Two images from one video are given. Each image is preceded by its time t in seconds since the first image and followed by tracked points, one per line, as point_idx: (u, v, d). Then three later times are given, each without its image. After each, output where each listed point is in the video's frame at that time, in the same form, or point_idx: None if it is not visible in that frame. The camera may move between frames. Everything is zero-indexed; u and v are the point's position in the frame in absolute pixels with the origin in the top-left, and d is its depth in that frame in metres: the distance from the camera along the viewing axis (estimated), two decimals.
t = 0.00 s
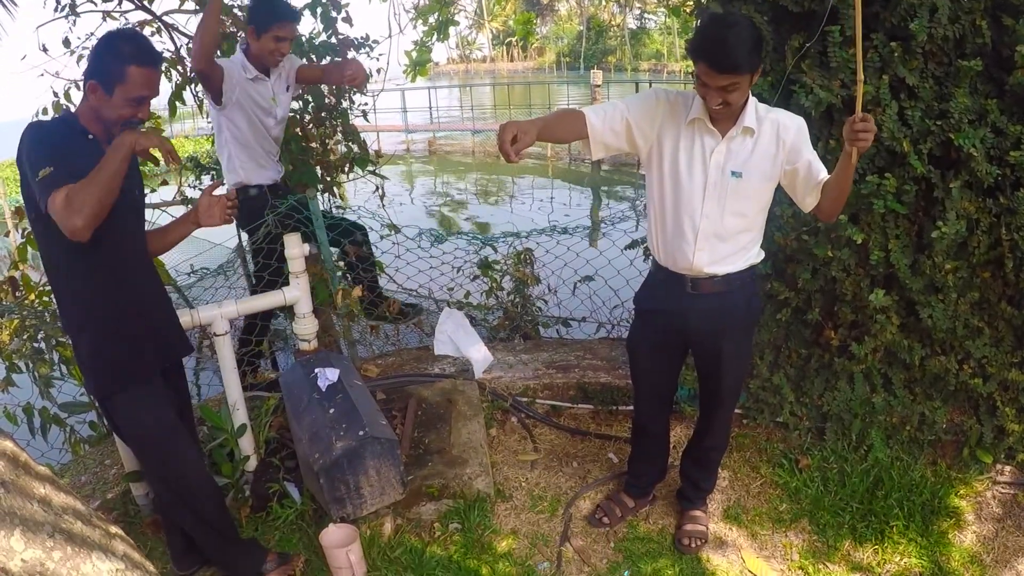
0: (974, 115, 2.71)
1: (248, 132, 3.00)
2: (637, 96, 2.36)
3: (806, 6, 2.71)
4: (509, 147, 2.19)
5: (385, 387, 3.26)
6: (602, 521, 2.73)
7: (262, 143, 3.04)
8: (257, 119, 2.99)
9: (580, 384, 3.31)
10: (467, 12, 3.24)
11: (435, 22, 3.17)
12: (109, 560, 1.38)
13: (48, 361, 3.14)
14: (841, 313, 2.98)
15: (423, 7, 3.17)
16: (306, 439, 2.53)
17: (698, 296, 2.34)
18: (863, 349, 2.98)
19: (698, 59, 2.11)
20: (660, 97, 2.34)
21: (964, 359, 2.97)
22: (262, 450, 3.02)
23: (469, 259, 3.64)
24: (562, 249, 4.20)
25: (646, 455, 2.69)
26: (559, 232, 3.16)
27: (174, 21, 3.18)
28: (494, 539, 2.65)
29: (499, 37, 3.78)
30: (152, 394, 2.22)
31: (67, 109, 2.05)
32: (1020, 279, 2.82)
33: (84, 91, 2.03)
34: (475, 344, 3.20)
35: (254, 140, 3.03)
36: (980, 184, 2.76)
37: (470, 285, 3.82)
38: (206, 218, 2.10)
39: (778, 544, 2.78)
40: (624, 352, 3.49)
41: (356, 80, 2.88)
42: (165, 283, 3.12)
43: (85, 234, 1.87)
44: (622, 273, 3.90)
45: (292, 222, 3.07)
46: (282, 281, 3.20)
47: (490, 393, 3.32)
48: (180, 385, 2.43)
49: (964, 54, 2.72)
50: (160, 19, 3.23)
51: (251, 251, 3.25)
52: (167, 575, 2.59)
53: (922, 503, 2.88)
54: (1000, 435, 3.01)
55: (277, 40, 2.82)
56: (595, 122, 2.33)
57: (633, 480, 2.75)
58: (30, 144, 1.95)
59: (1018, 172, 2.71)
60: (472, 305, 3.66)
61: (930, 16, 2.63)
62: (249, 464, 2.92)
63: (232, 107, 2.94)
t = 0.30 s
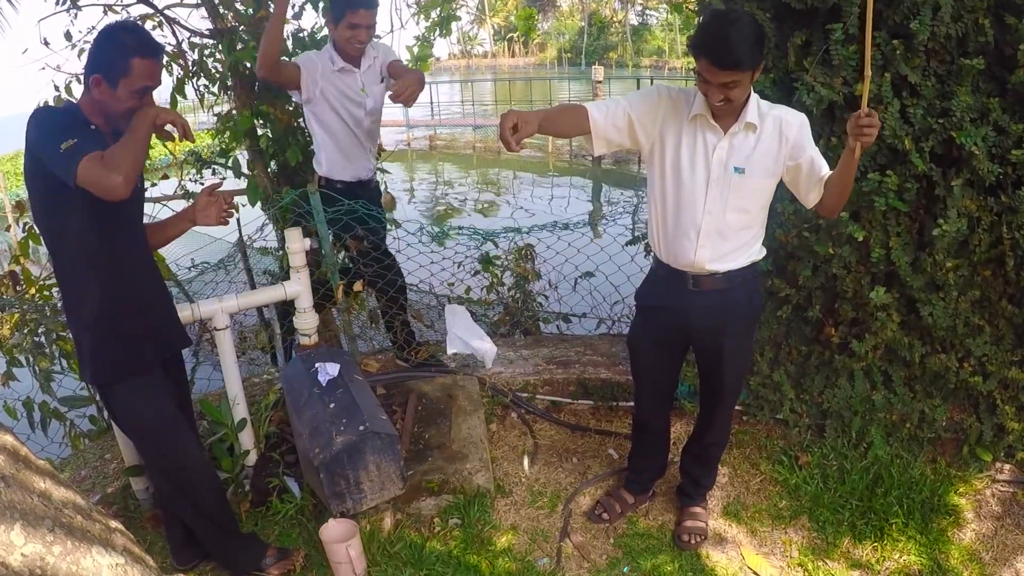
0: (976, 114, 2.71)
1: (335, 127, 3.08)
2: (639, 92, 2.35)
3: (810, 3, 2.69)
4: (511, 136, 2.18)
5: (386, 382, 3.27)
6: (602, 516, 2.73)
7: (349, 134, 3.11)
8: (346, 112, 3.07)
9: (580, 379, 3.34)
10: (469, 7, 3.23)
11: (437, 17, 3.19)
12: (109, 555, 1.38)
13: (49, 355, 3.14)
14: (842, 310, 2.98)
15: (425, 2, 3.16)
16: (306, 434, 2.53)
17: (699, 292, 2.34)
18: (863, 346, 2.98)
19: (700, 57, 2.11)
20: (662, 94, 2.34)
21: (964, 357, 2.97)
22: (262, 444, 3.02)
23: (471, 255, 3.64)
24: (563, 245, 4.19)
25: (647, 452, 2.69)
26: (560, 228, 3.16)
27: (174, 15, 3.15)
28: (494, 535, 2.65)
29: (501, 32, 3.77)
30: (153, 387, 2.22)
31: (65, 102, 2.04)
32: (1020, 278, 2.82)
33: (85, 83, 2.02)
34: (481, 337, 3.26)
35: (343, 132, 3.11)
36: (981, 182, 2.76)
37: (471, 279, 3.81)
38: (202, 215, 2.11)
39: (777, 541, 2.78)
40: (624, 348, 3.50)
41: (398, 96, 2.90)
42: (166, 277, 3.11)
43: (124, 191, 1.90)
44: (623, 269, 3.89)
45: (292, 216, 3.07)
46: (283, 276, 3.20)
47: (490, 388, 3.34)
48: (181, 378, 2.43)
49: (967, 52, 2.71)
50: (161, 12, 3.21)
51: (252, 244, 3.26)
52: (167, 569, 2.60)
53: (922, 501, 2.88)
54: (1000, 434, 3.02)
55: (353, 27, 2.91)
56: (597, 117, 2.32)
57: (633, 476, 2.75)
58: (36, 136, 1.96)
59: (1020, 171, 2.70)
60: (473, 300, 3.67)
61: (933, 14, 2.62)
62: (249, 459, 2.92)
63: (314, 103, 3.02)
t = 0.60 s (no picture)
0: (976, 114, 2.70)
1: (375, 107, 3.10)
2: (640, 91, 2.35)
3: (810, 3, 2.69)
4: (512, 124, 2.18)
5: (386, 381, 3.28)
6: (601, 516, 2.73)
7: (390, 116, 3.09)
8: (387, 91, 3.07)
9: (580, 378, 3.35)
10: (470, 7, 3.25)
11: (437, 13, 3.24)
12: (109, 553, 1.38)
13: (48, 353, 3.15)
14: (842, 310, 2.98)
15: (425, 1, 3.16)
16: (305, 432, 2.53)
17: (698, 293, 2.34)
18: (863, 346, 2.98)
19: (700, 50, 2.11)
20: (662, 94, 2.34)
21: (964, 357, 2.97)
22: (261, 443, 3.02)
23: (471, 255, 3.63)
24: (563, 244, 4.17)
25: (646, 451, 2.69)
26: (559, 228, 3.15)
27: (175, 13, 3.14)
28: (494, 534, 2.65)
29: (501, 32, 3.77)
30: (160, 385, 2.22)
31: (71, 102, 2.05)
32: (1020, 278, 2.82)
33: (91, 77, 2.04)
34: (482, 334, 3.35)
35: (384, 112, 3.11)
36: (982, 183, 2.76)
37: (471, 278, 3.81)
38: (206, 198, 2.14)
39: (777, 540, 2.78)
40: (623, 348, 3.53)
41: (424, 103, 2.71)
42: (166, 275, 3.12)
43: (89, 267, 1.95)
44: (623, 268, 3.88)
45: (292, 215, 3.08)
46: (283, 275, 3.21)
47: (490, 387, 3.34)
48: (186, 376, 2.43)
49: (967, 53, 2.71)
50: (162, 11, 3.20)
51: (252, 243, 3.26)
52: (167, 567, 2.60)
53: (921, 501, 2.88)
54: (999, 434, 3.01)
55: None
56: (598, 113, 2.32)
57: (633, 476, 2.75)
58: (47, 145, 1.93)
59: (1020, 172, 2.70)
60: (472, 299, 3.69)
61: (934, 14, 2.61)
62: (248, 458, 2.92)
63: (356, 81, 3.10)
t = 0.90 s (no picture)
0: (976, 115, 2.71)
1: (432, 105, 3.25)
2: (639, 94, 2.35)
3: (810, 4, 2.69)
4: (507, 125, 2.18)
5: (385, 382, 3.28)
6: (600, 517, 2.73)
7: (441, 114, 3.22)
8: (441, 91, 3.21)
9: (579, 379, 3.36)
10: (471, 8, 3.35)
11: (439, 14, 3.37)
12: (108, 552, 1.38)
13: (47, 353, 3.14)
14: (842, 311, 2.98)
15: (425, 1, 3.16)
16: (305, 432, 2.53)
17: (698, 294, 2.34)
18: (862, 347, 2.98)
19: (705, 31, 2.11)
20: (660, 96, 2.35)
21: (963, 358, 2.97)
22: (261, 443, 3.02)
23: (470, 255, 3.62)
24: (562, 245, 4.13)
25: (645, 452, 2.70)
26: (559, 228, 3.15)
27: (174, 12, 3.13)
28: (493, 534, 2.65)
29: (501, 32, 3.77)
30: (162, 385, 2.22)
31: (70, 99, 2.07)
32: (1018, 280, 2.82)
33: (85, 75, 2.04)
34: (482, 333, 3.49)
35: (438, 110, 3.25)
36: (981, 184, 2.76)
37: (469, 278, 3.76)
38: (224, 166, 2.30)
39: (776, 541, 2.79)
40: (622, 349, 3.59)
41: (459, 101, 2.59)
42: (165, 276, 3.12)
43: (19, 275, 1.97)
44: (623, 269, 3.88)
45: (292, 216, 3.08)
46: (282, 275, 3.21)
47: (489, 388, 3.35)
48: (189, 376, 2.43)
49: (967, 54, 2.71)
50: (162, 10, 3.19)
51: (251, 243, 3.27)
52: (166, 567, 2.60)
53: (920, 502, 2.89)
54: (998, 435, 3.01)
55: None
56: (595, 117, 2.32)
57: (632, 477, 2.75)
58: (30, 148, 1.91)
59: (1019, 173, 2.70)
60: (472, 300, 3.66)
61: (934, 15, 2.61)
62: (247, 458, 2.92)
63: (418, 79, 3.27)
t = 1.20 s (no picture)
0: (975, 117, 2.71)
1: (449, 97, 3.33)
2: (638, 94, 2.35)
3: (810, 5, 2.70)
4: (504, 124, 2.18)
5: (383, 381, 3.27)
6: (598, 516, 2.73)
7: (456, 105, 3.29)
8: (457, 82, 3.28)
9: (577, 379, 3.37)
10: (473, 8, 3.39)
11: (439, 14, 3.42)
12: (107, 551, 1.38)
13: (45, 350, 3.14)
14: (840, 312, 2.99)
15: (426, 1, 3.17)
16: (303, 431, 2.53)
17: (695, 294, 2.34)
18: (861, 348, 2.98)
19: (703, 35, 2.12)
20: (659, 96, 2.35)
21: (961, 360, 2.97)
22: (259, 441, 3.03)
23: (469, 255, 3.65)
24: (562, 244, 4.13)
25: (643, 451, 2.70)
26: (558, 228, 3.16)
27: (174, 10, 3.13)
28: (491, 533, 2.66)
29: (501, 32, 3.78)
30: (157, 384, 2.23)
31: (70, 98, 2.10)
32: (1016, 282, 2.82)
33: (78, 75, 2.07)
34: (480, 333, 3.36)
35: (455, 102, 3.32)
36: (980, 186, 2.76)
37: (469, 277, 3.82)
38: (233, 149, 2.31)
39: (774, 541, 2.80)
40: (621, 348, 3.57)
41: (481, 85, 2.67)
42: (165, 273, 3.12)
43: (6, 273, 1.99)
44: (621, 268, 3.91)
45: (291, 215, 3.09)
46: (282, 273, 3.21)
47: (487, 387, 3.35)
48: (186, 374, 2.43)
49: (967, 56, 2.72)
50: (162, 8, 3.19)
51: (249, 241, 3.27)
52: (164, 565, 2.60)
53: (917, 503, 2.90)
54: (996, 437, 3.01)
55: None
56: (594, 116, 2.33)
57: (630, 476, 2.76)
58: (21, 147, 1.94)
59: (1018, 175, 2.71)
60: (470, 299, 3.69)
61: (934, 17, 2.62)
62: (246, 456, 2.92)
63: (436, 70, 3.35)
